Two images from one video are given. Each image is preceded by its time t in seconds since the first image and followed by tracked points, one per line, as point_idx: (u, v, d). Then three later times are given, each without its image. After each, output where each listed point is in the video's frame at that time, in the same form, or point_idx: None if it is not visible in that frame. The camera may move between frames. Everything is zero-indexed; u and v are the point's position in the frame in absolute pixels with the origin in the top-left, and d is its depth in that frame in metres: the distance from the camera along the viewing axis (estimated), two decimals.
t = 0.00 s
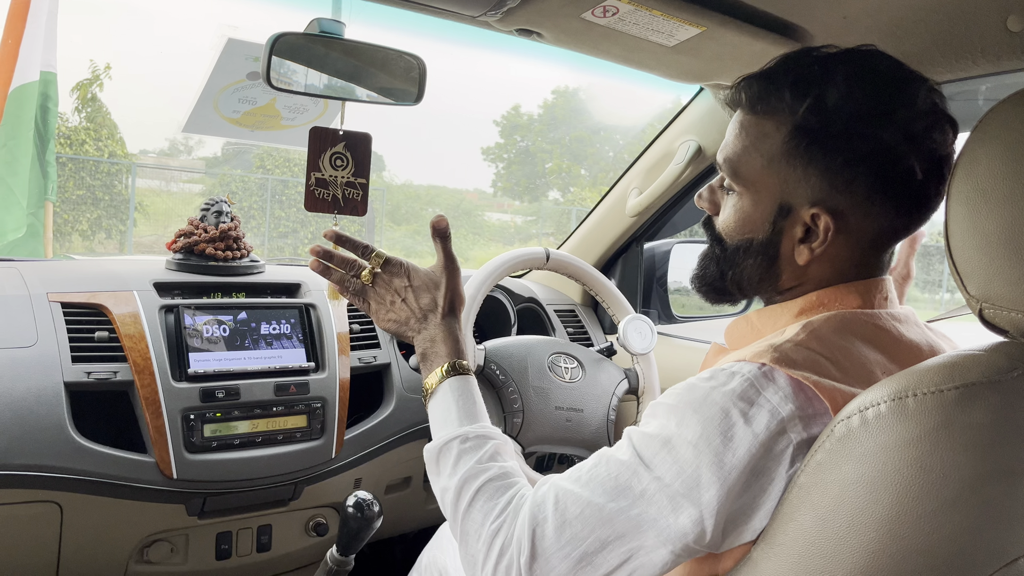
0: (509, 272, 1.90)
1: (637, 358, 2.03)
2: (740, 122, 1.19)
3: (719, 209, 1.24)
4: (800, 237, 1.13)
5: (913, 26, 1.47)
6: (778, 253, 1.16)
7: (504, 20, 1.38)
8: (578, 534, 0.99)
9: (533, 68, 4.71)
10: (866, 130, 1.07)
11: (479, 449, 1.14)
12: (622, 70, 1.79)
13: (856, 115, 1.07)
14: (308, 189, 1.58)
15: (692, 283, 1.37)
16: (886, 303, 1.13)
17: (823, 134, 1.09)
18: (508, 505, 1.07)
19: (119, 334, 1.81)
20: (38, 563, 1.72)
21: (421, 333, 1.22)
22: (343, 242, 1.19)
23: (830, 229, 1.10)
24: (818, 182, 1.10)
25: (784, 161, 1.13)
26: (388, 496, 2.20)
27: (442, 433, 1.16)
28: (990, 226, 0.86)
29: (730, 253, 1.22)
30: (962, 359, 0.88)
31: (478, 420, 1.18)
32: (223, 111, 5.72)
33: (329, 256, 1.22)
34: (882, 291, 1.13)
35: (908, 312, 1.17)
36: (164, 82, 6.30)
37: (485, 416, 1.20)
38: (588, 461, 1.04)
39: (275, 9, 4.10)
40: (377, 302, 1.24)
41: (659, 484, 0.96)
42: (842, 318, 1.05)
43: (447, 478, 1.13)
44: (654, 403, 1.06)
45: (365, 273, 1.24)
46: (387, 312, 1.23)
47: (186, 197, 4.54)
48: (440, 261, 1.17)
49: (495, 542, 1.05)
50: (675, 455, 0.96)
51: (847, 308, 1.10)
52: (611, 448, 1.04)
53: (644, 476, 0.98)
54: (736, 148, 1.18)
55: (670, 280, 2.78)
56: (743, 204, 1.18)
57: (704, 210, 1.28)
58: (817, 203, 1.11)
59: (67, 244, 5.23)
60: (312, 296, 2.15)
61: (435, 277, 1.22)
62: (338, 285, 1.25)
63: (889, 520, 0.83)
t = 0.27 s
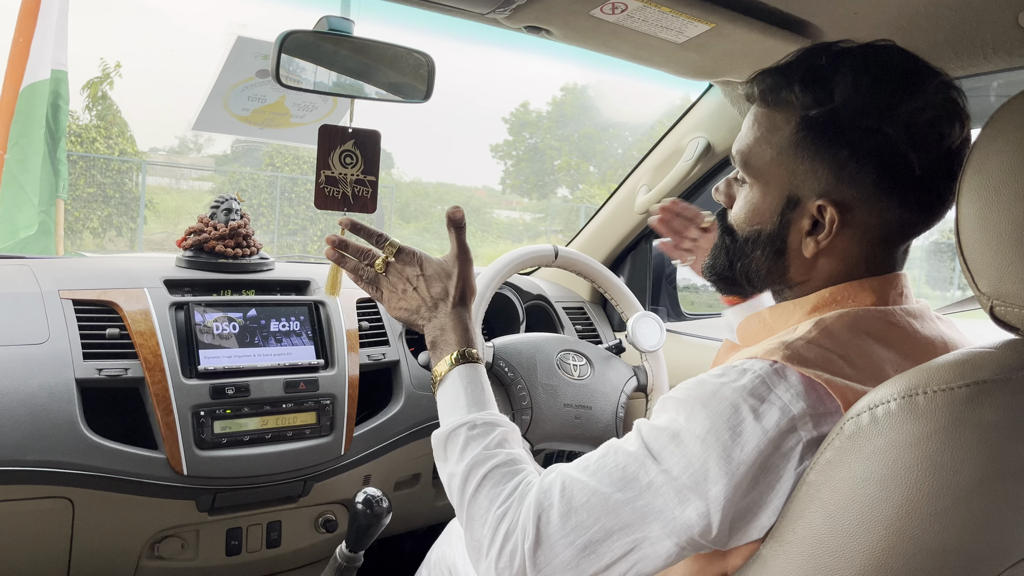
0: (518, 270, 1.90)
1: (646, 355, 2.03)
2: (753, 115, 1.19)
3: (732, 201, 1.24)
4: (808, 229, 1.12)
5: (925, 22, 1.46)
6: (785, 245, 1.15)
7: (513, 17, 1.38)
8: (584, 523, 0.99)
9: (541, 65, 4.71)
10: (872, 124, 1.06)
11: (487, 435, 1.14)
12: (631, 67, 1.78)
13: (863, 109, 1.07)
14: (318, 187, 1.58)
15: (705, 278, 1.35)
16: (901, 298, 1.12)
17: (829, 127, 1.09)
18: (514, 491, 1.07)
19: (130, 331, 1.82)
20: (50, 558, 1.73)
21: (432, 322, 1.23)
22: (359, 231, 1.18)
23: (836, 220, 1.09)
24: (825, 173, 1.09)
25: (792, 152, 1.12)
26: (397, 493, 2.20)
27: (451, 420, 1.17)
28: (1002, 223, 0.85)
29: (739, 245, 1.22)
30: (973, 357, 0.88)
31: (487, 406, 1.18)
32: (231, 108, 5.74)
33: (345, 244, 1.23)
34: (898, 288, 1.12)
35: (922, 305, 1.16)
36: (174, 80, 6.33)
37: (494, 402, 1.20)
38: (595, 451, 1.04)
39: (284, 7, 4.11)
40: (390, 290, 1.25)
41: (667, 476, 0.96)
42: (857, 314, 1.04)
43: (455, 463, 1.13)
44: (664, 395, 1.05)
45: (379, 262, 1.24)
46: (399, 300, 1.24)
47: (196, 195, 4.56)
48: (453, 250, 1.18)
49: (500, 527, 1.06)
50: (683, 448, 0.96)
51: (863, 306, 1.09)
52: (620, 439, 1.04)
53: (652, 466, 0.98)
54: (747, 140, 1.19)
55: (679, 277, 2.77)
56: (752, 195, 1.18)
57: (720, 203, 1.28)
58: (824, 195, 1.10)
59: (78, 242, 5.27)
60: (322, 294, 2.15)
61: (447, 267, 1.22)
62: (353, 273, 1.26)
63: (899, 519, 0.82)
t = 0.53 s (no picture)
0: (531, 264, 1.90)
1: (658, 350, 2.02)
2: (776, 99, 1.18)
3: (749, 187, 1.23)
4: (828, 215, 1.12)
5: (941, 13, 1.44)
6: (804, 229, 1.14)
7: (524, 10, 1.38)
8: (601, 516, 0.99)
9: (552, 60, 4.70)
10: (907, 111, 1.06)
11: (499, 433, 1.12)
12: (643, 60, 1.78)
13: (899, 95, 1.06)
14: (329, 181, 1.59)
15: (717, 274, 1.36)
16: (907, 288, 1.12)
17: (861, 111, 1.08)
18: (530, 486, 1.07)
19: (144, 326, 1.84)
20: (68, 550, 1.75)
21: (439, 320, 1.21)
22: (364, 224, 1.22)
23: (861, 206, 1.09)
24: (852, 159, 1.09)
25: (818, 136, 1.12)
26: (410, 487, 2.21)
27: (461, 419, 1.15)
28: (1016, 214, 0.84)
29: (754, 229, 1.21)
30: (989, 349, 0.86)
31: (496, 403, 1.16)
32: (245, 104, 5.84)
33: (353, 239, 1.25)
34: (906, 277, 1.12)
35: (931, 293, 1.16)
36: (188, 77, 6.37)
37: (503, 398, 1.18)
38: (610, 447, 1.04)
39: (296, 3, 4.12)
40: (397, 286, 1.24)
41: (686, 470, 0.96)
42: (868, 304, 1.04)
43: (466, 461, 1.12)
44: (682, 390, 1.06)
45: (386, 258, 1.25)
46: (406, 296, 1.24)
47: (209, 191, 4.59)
48: (460, 245, 1.18)
49: (516, 522, 1.05)
50: (703, 443, 0.96)
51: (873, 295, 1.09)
52: (634, 434, 1.04)
53: (669, 460, 0.98)
54: (770, 123, 1.18)
55: (692, 271, 2.76)
56: (773, 178, 1.17)
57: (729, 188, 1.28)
58: (848, 181, 1.10)
59: (93, 238, 5.32)
60: (334, 289, 2.16)
61: (455, 263, 1.21)
62: (360, 267, 1.28)
63: (911, 512, 0.82)
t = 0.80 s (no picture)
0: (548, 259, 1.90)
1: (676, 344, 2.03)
2: (792, 101, 1.15)
3: (766, 195, 1.20)
4: (864, 220, 1.11)
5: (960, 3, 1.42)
6: (837, 236, 1.13)
7: (538, 7, 1.38)
8: (617, 524, 0.99)
9: (569, 53, 4.69)
10: (934, 108, 1.05)
11: (506, 440, 1.12)
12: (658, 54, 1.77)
13: (925, 92, 1.05)
14: (346, 179, 1.60)
15: (719, 270, 1.39)
16: (917, 281, 1.14)
17: (894, 112, 1.06)
18: (540, 495, 1.07)
19: (167, 324, 1.87)
20: (95, 544, 1.79)
21: (440, 325, 1.22)
22: (362, 230, 1.23)
23: (900, 209, 1.09)
24: (890, 162, 1.07)
25: (851, 141, 1.09)
26: (430, 481, 2.23)
27: (466, 428, 1.14)
28: None
29: (783, 241, 1.19)
30: (1002, 344, 0.87)
31: (501, 409, 1.15)
32: (261, 103, 5.70)
33: (353, 246, 1.28)
34: (915, 271, 1.15)
35: (943, 284, 1.17)
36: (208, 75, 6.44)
37: (506, 404, 1.17)
38: (622, 451, 1.04)
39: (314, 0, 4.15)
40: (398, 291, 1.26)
41: (703, 477, 0.96)
42: (883, 300, 1.04)
43: (474, 470, 1.11)
44: (699, 390, 1.06)
45: (385, 264, 1.26)
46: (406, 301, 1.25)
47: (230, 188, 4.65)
48: (461, 251, 1.18)
49: (527, 532, 1.05)
50: (722, 448, 0.96)
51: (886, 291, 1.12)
52: (646, 439, 1.03)
53: (683, 466, 0.98)
54: (794, 128, 1.14)
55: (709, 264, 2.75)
56: (801, 187, 1.14)
57: (736, 194, 1.24)
58: (884, 184, 1.09)
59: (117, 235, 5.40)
60: (353, 285, 2.18)
61: (455, 270, 1.23)
62: (359, 275, 1.29)
63: (926, 507, 0.82)
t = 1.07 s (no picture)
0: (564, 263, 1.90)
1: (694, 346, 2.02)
2: (784, 119, 1.14)
3: (772, 212, 1.19)
4: (876, 226, 1.10)
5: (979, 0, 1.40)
6: (851, 245, 1.12)
7: (551, 12, 1.38)
8: (637, 537, 0.99)
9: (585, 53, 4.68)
10: (931, 102, 1.05)
11: (525, 455, 1.12)
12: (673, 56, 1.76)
13: (919, 90, 1.05)
14: (363, 187, 1.66)
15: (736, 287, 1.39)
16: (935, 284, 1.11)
17: (890, 116, 1.05)
18: (560, 510, 1.07)
19: (187, 331, 1.89)
20: (119, 550, 1.81)
21: (458, 340, 1.22)
22: (378, 247, 1.24)
23: (912, 210, 1.08)
24: (893, 166, 1.07)
25: (851, 151, 1.08)
26: (449, 484, 2.23)
27: (485, 442, 1.14)
28: None
29: (796, 257, 1.17)
30: None
31: (519, 421, 1.15)
32: (279, 112, 5.62)
33: (370, 263, 1.29)
34: (934, 273, 1.12)
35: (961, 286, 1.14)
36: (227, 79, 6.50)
37: (524, 416, 1.17)
38: (641, 463, 1.04)
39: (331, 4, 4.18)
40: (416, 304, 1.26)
41: (723, 487, 0.95)
42: (901, 304, 1.02)
43: (493, 486, 1.11)
44: (714, 398, 1.06)
45: (401, 281, 1.27)
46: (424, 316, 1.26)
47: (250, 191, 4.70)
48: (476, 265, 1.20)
49: (548, 547, 1.05)
50: (740, 458, 0.95)
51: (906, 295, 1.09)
52: (665, 450, 1.03)
53: (703, 477, 0.97)
54: (791, 146, 1.13)
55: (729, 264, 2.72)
56: (808, 202, 1.13)
57: (745, 216, 1.23)
58: (890, 188, 1.08)
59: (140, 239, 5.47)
60: (370, 290, 2.19)
61: (471, 285, 1.23)
62: (377, 292, 1.30)
63: (944, 514, 0.80)
